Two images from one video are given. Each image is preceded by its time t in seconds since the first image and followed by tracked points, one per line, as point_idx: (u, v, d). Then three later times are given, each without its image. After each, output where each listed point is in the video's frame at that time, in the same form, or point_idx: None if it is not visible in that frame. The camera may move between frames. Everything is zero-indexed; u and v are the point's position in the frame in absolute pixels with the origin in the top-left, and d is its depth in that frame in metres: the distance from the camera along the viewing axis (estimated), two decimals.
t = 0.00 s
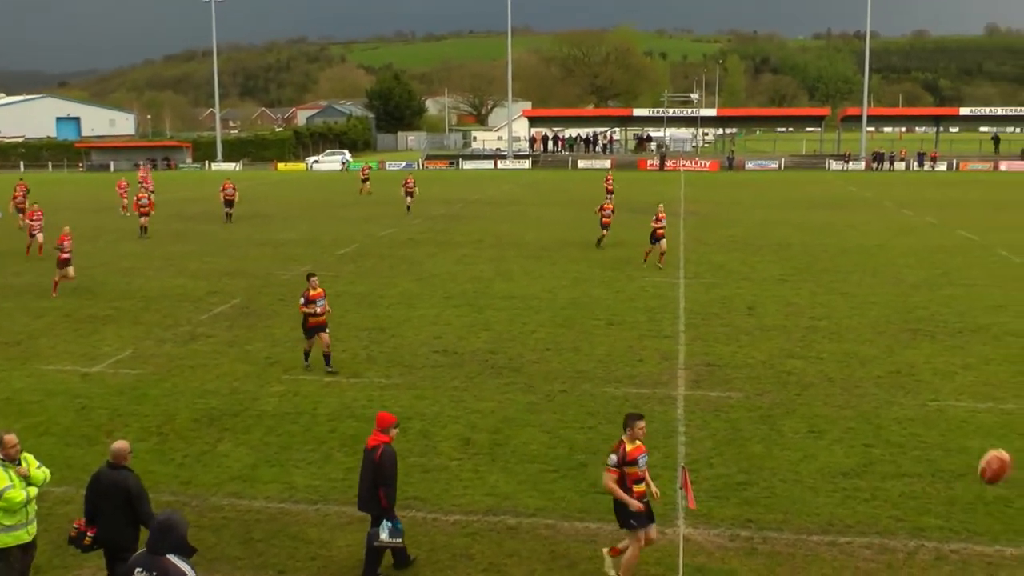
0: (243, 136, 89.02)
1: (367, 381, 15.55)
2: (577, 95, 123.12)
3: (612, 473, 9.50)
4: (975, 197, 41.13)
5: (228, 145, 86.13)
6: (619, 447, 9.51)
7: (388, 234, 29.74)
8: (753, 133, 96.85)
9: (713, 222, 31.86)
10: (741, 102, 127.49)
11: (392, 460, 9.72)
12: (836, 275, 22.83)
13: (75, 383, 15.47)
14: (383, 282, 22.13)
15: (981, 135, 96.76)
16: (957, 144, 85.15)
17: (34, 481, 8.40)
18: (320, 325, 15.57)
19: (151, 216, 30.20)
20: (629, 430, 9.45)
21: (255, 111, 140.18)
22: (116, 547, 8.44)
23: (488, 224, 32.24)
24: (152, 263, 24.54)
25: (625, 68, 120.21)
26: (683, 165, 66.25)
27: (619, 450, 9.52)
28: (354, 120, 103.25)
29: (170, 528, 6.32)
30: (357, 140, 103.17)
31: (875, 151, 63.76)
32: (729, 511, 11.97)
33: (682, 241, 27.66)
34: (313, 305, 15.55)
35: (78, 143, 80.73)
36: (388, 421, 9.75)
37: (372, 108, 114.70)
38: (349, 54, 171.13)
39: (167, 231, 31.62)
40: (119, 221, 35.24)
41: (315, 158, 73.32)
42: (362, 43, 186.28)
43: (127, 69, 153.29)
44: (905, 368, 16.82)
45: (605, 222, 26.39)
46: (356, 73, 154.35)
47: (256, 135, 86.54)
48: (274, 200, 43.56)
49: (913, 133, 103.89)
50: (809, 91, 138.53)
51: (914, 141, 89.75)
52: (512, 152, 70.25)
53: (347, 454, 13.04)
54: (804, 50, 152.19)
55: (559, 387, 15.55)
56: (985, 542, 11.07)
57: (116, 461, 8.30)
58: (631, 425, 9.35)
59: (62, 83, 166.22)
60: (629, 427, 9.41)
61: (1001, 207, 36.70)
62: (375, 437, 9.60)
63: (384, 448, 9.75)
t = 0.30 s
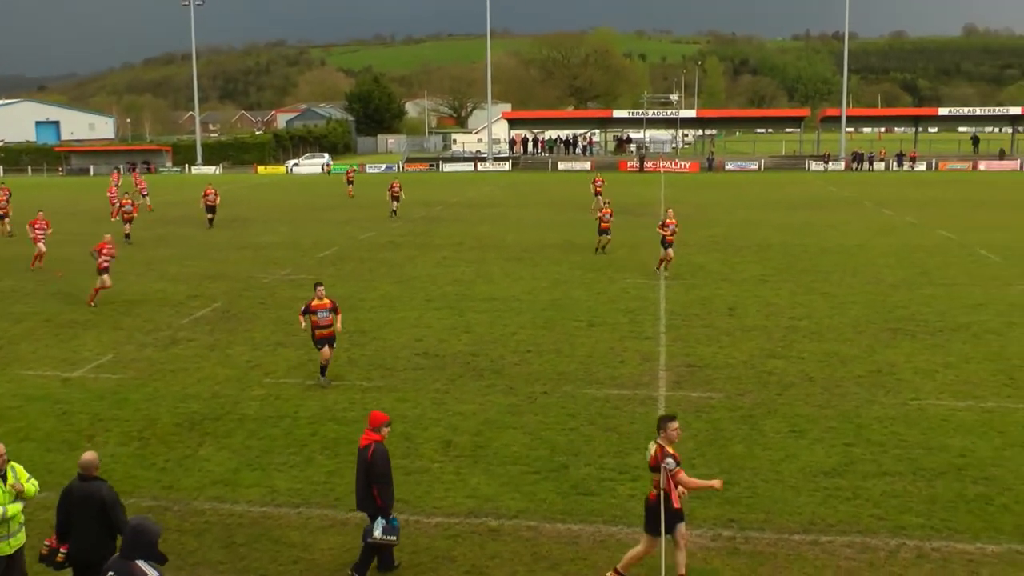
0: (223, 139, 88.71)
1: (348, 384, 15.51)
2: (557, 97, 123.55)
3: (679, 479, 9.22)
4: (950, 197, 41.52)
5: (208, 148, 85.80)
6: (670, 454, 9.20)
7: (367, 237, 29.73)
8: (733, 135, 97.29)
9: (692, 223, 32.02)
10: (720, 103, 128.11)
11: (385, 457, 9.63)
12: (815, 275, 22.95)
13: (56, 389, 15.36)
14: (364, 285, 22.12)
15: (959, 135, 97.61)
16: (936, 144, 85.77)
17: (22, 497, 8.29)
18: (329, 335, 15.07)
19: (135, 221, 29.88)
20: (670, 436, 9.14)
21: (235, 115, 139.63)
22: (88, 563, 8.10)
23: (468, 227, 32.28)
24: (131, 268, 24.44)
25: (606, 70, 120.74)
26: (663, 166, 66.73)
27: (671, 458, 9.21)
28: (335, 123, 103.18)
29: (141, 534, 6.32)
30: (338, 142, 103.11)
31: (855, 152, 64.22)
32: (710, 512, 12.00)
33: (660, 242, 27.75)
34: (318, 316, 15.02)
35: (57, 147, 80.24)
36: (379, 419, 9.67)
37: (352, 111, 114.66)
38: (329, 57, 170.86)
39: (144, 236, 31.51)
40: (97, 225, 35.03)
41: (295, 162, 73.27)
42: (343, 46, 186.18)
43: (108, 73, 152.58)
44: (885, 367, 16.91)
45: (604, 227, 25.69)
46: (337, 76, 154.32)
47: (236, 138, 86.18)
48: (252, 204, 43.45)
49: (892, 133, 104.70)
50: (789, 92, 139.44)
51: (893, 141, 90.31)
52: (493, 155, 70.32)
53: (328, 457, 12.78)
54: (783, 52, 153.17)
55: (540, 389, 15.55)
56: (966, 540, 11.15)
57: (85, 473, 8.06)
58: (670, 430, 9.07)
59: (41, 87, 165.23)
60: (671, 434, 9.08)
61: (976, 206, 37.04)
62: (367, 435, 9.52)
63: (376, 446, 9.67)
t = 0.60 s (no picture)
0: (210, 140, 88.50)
1: (336, 386, 15.47)
2: (545, 99, 123.71)
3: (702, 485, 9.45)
4: (934, 201, 41.79)
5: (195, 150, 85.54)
6: (703, 458, 9.38)
7: (354, 239, 29.74)
8: (721, 138, 97.49)
9: (680, 225, 32.14)
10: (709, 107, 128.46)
11: (378, 458, 9.61)
12: (803, 278, 23.05)
13: (41, 390, 15.30)
14: (352, 287, 22.11)
15: (946, 139, 98.21)
16: (923, 148, 86.14)
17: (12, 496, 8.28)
18: (337, 347, 14.91)
19: (126, 223, 29.58)
20: (705, 438, 9.37)
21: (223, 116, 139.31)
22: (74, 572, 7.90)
23: (456, 229, 32.31)
24: (116, 269, 24.38)
25: (594, 73, 120.94)
26: (651, 169, 67.23)
27: (702, 461, 9.40)
28: (323, 125, 103.09)
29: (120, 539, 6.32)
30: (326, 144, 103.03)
31: (843, 156, 64.60)
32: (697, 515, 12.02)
33: (646, 245, 27.85)
34: (326, 327, 14.92)
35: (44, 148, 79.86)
36: (374, 419, 9.66)
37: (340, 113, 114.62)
38: (318, 60, 170.87)
39: (129, 237, 31.43)
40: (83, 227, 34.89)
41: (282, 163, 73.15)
42: (331, 48, 186.17)
43: (96, 74, 152.02)
44: (872, 370, 16.98)
45: (611, 234, 24.90)
46: (325, 78, 154.34)
47: (223, 140, 85.95)
48: (238, 205, 43.39)
49: (878, 137, 105.26)
50: (776, 95, 140.07)
51: (880, 146, 90.69)
52: (480, 157, 70.33)
53: (315, 458, 12.73)
54: (771, 56, 153.80)
55: (527, 392, 15.54)
56: (952, 542, 11.20)
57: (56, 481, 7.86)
58: (707, 432, 9.30)
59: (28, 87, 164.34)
60: (705, 436, 9.32)
61: (960, 210, 37.28)
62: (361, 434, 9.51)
63: (370, 445, 9.67)
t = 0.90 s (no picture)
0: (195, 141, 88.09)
1: (321, 389, 15.42)
2: (531, 102, 123.43)
3: (731, 497, 9.59)
4: (918, 207, 41.96)
5: (180, 151, 85.12)
6: (735, 469, 9.59)
7: (339, 241, 29.67)
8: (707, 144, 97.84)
9: (665, 230, 32.19)
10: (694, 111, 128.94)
11: (380, 460, 9.49)
12: (787, 282, 23.16)
13: (24, 391, 15.18)
14: (337, 290, 22.07)
15: (930, 147, 98.77)
16: (908, 155, 86.66)
17: None
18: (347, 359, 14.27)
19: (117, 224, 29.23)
20: (740, 452, 9.57)
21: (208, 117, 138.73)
22: None
23: (441, 232, 32.24)
24: (100, 270, 24.22)
25: (580, 77, 121.21)
26: (637, 173, 66.71)
27: (734, 473, 9.59)
28: (308, 126, 102.75)
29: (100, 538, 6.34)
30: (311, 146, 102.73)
31: (828, 162, 64.95)
32: (681, 518, 12.04)
33: (631, 249, 27.92)
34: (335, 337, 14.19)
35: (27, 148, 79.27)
36: (373, 422, 9.55)
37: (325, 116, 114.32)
38: (303, 62, 170.57)
39: (111, 237, 31.25)
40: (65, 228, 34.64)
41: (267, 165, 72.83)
42: (318, 51, 185.82)
43: (80, 74, 151.10)
44: (855, 375, 17.06)
45: (618, 242, 24.39)
46: (311, 80, 154.04)
47: (208, 141, 85.55)
48: (221, 207, 43.19)
49: (863, 143, 105.73)
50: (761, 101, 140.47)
51: (864, 153, 91.23)
52: (466, 161, 70.29)
53: (300, 461, 12.67)
54: (756, 62, 154.22)
55: (511, 395, 15.54)
56: (934, 546, 11.26)
57: (31, 487, 7.83)
58: (743, 445, 9.49)
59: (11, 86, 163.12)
60: (739, 449, 9.55)
61: (944, 216, 37.42)
62: (360, 439, 9.38)
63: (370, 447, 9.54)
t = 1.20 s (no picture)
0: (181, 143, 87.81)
1: (307, 392, 15.40)
2: (517, 104, 123.25)
3: (751, 494, 9.38)
4: (903, 207, 42.20)
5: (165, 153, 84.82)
6: (758, 467, 9.40)
7: (324, 243, 29.69)
8: (693, 145, 98.13)
9: (651, 231, 32.28)
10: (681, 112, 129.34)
11: (385, 466, 9.33)
12: (773, 283, 23.25)
13: (9, 394, 15.12)
14: (323, 292, 22.10)
15: (915, 147, 99.14)
16: (894, 155, 87.04)
17: None
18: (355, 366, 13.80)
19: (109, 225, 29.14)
20: (766, 451, 9.36)
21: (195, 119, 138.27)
22: None
23: (427, 233, 32.25)
24: (84, 273, 24.15)
25: (566, 78, 121.52)
26: (622, 174, 66.52)
27: (757, 471, 9.39)
28: (294, 128, 102.49)
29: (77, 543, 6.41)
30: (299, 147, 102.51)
31: (813, 162, 65.06)
32: (668, 519, 12.07)
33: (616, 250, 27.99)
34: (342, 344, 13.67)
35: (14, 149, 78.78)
36: (378, 427, 9.40)
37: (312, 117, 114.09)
38: (290, 64, 170.26)
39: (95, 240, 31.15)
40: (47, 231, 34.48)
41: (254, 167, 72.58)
42: (304, 52, 185.78)
43: (67, 75, 150.50)
44: (841, 376, 17.13)
45: (623, 246, 24.06)
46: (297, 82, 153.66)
47: (195, 143, 85.31)
48: (204, 208, 43.09)
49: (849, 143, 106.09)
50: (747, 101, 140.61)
51: (850, 153, 91.66)
52: (452, 162, 70.26)
53: (285, 463, 12.65)
54: (742, 62, 154.65)
55: (496, 397, 15.57)
56: (919, 547, 11.32)
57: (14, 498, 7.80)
58: (769, 444, 9.30)
59: None
60: (765, 447, 9.35)
61: (927, 215, 37.67)
62: (365, 443, 9.24)
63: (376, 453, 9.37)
